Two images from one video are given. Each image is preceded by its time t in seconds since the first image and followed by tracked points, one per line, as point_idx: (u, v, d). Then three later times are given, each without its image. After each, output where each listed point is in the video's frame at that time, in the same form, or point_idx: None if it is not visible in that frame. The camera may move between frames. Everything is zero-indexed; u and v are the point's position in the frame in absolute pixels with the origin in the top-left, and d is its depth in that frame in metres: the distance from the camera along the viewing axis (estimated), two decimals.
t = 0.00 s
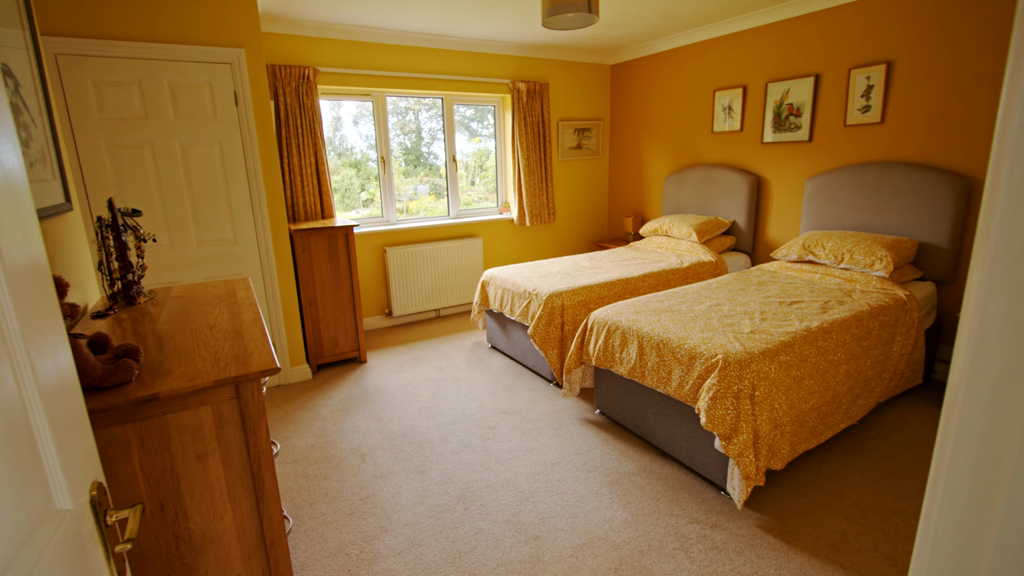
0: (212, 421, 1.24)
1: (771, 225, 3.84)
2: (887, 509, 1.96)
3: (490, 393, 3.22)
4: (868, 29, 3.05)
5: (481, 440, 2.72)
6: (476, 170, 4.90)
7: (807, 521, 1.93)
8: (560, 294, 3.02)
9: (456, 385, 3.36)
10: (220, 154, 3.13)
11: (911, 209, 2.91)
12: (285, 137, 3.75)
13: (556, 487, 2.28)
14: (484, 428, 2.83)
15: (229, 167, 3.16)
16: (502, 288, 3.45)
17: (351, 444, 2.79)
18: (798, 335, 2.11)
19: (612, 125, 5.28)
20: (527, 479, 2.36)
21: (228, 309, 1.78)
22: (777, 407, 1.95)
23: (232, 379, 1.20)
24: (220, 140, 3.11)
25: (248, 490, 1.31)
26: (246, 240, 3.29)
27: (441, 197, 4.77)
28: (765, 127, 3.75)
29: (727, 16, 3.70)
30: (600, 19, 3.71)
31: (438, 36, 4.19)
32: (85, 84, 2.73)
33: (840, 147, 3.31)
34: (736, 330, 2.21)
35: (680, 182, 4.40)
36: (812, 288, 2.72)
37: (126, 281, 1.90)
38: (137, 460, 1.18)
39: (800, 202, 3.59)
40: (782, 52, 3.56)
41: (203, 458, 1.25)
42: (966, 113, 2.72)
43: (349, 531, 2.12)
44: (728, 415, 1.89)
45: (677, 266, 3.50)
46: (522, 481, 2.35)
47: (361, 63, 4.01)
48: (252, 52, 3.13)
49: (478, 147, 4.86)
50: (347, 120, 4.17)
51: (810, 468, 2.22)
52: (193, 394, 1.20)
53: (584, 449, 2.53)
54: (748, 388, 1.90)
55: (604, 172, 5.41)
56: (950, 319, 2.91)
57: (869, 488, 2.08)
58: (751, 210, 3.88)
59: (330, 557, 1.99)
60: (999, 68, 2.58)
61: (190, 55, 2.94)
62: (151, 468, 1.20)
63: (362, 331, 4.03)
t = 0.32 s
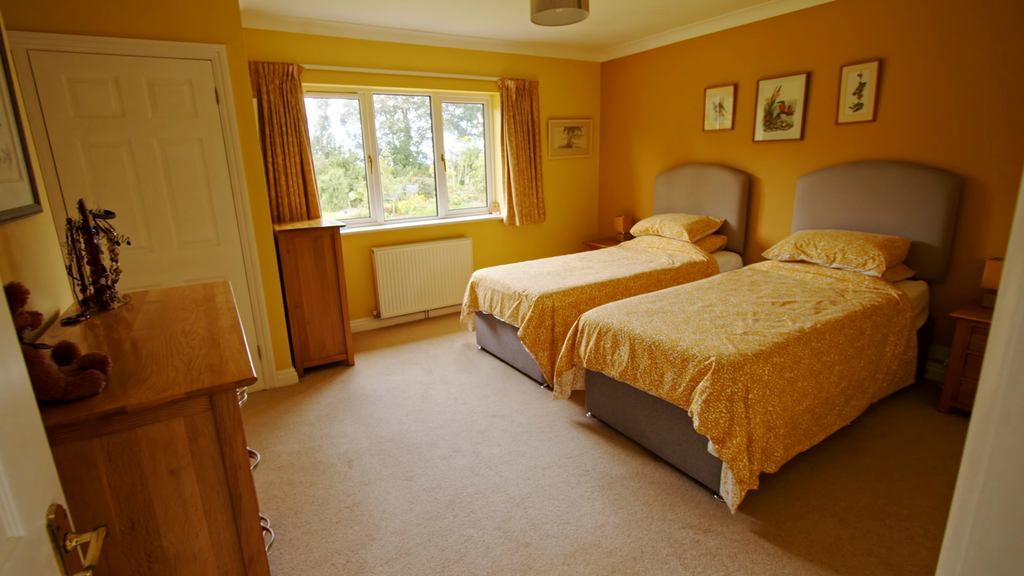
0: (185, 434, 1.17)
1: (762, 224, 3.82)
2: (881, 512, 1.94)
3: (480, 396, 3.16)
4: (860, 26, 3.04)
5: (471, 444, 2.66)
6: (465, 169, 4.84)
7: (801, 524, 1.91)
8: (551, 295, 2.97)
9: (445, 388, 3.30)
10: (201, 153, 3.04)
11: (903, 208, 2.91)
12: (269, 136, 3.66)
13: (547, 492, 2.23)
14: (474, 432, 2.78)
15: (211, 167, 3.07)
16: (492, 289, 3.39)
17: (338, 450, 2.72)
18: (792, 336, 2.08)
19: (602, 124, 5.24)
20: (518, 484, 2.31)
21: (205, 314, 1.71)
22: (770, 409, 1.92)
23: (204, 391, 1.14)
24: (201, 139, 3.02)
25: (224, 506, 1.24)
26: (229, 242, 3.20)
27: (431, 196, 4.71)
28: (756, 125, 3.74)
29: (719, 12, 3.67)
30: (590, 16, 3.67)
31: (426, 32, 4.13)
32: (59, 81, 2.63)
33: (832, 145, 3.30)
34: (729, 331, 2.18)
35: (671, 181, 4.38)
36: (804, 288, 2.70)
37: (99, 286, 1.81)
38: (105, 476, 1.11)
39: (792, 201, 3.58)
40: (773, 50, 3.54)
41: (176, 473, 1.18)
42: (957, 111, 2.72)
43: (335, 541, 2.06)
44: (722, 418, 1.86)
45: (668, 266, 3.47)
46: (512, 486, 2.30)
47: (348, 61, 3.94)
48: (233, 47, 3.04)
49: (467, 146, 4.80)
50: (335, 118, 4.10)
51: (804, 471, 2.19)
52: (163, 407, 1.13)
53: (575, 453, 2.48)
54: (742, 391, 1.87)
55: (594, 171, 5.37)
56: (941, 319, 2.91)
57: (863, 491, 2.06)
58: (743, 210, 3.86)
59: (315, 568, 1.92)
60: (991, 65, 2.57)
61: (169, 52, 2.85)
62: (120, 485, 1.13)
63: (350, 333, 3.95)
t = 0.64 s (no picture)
0: (154, 449, 1.11)
1: (753, 223, 3.81)
2: (874, 514, 1.92)
3: (470, 399, 3.10)
4: (850, 24, 3.03)
5: (460, 449, 2.60)
6: (455, 168, 4.79)
7: (795, 527, 1.88)
8: (541, 296, 2.93)
9: (435, 392, 3.24)
10: (181, 153, 2.95)
11: (893, 207, 2.90)
12: (252, 135, 3.57)
13: (538, 498, 2.18)
14: (463, 436, 2.72)
15: (192, 167, 2.98)
16: (481, 290, 3.34)
17: (324, 457, 2.65)
18: (784, 337, 2.06)
19: (593, 123, 5.22)
20: (508, 490, 2.26)
21: (181, 321, 1.64)
22: (763, 411, 1.89)
23: (173, 404, 1.07)
24: (181, 138, 2.93)
25: (198, 523, 1.18)
26: (212, 244, 3.10)
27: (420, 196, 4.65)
28: (746, 124, 3.72)
29: (709, 10, 3.65)
30: (579, 14, 3.63)
31: (414, 29, 4.07)
32: (32, 78, 2.54)
33: (822, 144, 3.29)
34: (721, 332, 2.15)
35: (661, 180, 4.36)
36: (795, 288, 2.69)
37: (69, 291, 1.74)
38: (68, 495, 1.04)
39: (782, 200, 3.57)
40: (763, 48, 3.53)
41: (145, 490, 1.11)
42: (947, 110, 2.72)
43: (320, 551, 2.00)
44: (714, 421, 1.83)
45: (659, 266, 3.44)
46: (502, 492, 2.25)
47: (334, 58, 3.86)
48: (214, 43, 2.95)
49: (456, 146, 4.74)
50: (323, 117, 4.02)
51: (797, 473, 2.17)
52: (130, 422, 1.07)
53: (566, 457, 2.44)
54: (735, 394, 1.84)
55: (584, 171, 5.34)
56: (930, 317, 2.92)
57: (856, 492, 2.04)
58: (733, 209, 3.85)
59: None
60: (981, 63, 2.57)
61: (147, 48, 2.75)
62: (84, 505, 1.06)
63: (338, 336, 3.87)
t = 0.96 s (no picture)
0: (118, 467, 1.04)
1: (743, 222, 3.80)
2: (867, 516, 1.90)
3: (458, 402, 3.03)
4: (839, 22, 3.02)
5: (449, 454, 2.52)
6: (444, 167, 4.73)
7: (788, 531, 1.85)
8: (530, 298, 2.88)
9: (423, 395, 3.16)
10: (160, 152, 2.85)
11: (883, 206, 2.90)
12: (234, 134, 3.47)
13: (528, 504, 2.12)
14: (452, 440, 2.64)
15: (171, 167, 2.88)
16: (470, 291, 3.29)
17: (309, 464, 2.56)
18: (776, 338, 2.04)
19: (582, 122, 5.18)
20: (497, 496, 2.18)
21: (153, 328, 1.57)
22: (756, 414, 1.86)
23: (138, 420, 1.01)
24: (160, 137, 2.84)
25: (167, 544, 1.12)
26: (192, 246, 3.01)
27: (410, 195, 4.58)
28: (736, 123, 3.70)
29: (698, 8, 3.62)
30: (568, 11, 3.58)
31: (401, 27, 4.00)
32: (2, 75, 2.44)
33: (812, 143, 3.29)
34: (712, 333, 2.12)
35: (651, 179, 4.33)
36: (786, 288, 2.67)
37: (35, 297, 1.66)
38: (23, 518, 0.98)
39: (772, 199, 3.56)
40: (753, 46, 3.51)
41: (108, 511, 1.05)
42: (936, 108, 2.72)
43: (303, 563, 1.92)
44: (707, 424, 1.79)
45: (649, 266, 3.41)
46: (491, 498, 2.18)
47: (319, 55, 3.77)
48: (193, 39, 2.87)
49: (446, 145, 4.69)
50: (310, 116, 3.94)
51: (790, 475, 2.15)
52: (91, 439, 1.00)
53: (557, 461, 2.38)
54: (727, 397, 1.80)
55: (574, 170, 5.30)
56: (920, 316, 2.92)
57: (848, 494, 2.02)
58: (723, 208, 3.83)
59: None
60: (970, 62, 2.57)
61: (123, 45, 2.65)
62: (42, 528, 1.00)
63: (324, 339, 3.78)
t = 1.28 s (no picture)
0: (77, 489, 0.97)
1: (732, 221, 3.78)
2: (861, 519, 1.88)
3: (446, 406, 2.94)
4: (827, 20, 3.01)
5: (436, 459, 2.43)
6: (433, 167, 4.67)
7: (781, 535, 1.83)
8: (518, 299, 2.83)
9: (410, 398, 3.06)
10: (139, 152, 2.74)
11: (872, 204, 2.90)
12: (216, 132, 3.36)
13: (517, 510, 2.05)
14: (440, 445, 2.55)
15: (150, 167, 2.77)
16: (457, 292, 3.23)
17: (292, 471, 2.41)
18: (768, 338, 2.02)
19: (570, 120, 5.14)
20: (486, 503, 2.11)
21: (121, 336, 1.49)
22: (748, 416, 1.84)
23: (97, 438, 0.94)
24: (139, 136, 2.72)
25: (133, 569, 1.05)
26: (173, 247, 2.90)
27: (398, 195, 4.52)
28: (725, 121, 3.69)
29: (686, 5, 3.60)
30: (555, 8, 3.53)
31: (387, 24, 3.93)
32: None
33: (800, 141, 3.28)
34: (704, 335, 2.09)
35: (640, 177, 4.31)
36: (777, 287, 2.66)
37: None
38: None
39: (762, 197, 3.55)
40: (741, 44, 3.49)
41: (67, 535, 0.98)
42: (924, 107, 2.72)
43: None
44: (699, 428, 1.76)
45: (639, 266, 3.38)
46: (480, 505, 2.10)
47: (302, 53, 3.68)
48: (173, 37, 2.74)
49: (434, 144, 4.63)
50: (297, 116, 3.86)
51: (781, 477, 2.12)
52: (45, 459, 0.93)
53: (547, 466, 2.33)
54: (719, 399, 1.77)
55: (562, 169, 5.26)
56: (909, 315, 2.93)
57: (842, 497, 2.00)
58: (712, 207, 3.82)
59: None
60: (958, 60, 2.57)
61: (99, 43, 2.54)
62: None
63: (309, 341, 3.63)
